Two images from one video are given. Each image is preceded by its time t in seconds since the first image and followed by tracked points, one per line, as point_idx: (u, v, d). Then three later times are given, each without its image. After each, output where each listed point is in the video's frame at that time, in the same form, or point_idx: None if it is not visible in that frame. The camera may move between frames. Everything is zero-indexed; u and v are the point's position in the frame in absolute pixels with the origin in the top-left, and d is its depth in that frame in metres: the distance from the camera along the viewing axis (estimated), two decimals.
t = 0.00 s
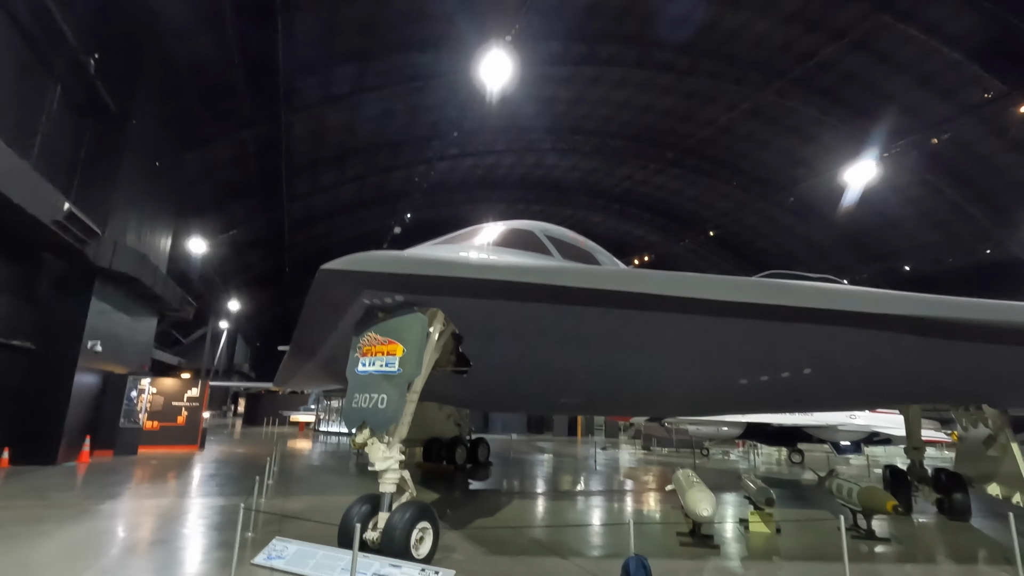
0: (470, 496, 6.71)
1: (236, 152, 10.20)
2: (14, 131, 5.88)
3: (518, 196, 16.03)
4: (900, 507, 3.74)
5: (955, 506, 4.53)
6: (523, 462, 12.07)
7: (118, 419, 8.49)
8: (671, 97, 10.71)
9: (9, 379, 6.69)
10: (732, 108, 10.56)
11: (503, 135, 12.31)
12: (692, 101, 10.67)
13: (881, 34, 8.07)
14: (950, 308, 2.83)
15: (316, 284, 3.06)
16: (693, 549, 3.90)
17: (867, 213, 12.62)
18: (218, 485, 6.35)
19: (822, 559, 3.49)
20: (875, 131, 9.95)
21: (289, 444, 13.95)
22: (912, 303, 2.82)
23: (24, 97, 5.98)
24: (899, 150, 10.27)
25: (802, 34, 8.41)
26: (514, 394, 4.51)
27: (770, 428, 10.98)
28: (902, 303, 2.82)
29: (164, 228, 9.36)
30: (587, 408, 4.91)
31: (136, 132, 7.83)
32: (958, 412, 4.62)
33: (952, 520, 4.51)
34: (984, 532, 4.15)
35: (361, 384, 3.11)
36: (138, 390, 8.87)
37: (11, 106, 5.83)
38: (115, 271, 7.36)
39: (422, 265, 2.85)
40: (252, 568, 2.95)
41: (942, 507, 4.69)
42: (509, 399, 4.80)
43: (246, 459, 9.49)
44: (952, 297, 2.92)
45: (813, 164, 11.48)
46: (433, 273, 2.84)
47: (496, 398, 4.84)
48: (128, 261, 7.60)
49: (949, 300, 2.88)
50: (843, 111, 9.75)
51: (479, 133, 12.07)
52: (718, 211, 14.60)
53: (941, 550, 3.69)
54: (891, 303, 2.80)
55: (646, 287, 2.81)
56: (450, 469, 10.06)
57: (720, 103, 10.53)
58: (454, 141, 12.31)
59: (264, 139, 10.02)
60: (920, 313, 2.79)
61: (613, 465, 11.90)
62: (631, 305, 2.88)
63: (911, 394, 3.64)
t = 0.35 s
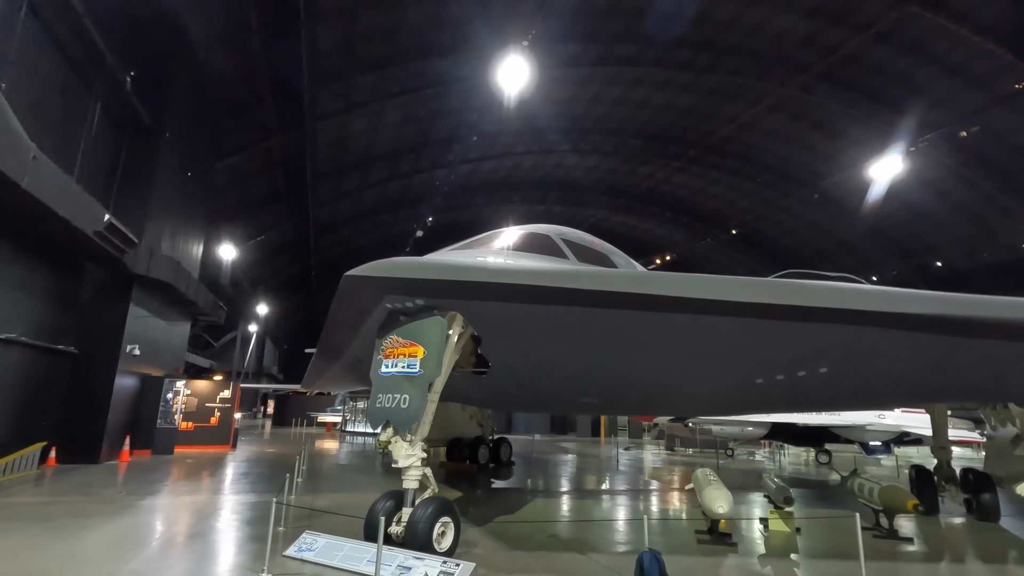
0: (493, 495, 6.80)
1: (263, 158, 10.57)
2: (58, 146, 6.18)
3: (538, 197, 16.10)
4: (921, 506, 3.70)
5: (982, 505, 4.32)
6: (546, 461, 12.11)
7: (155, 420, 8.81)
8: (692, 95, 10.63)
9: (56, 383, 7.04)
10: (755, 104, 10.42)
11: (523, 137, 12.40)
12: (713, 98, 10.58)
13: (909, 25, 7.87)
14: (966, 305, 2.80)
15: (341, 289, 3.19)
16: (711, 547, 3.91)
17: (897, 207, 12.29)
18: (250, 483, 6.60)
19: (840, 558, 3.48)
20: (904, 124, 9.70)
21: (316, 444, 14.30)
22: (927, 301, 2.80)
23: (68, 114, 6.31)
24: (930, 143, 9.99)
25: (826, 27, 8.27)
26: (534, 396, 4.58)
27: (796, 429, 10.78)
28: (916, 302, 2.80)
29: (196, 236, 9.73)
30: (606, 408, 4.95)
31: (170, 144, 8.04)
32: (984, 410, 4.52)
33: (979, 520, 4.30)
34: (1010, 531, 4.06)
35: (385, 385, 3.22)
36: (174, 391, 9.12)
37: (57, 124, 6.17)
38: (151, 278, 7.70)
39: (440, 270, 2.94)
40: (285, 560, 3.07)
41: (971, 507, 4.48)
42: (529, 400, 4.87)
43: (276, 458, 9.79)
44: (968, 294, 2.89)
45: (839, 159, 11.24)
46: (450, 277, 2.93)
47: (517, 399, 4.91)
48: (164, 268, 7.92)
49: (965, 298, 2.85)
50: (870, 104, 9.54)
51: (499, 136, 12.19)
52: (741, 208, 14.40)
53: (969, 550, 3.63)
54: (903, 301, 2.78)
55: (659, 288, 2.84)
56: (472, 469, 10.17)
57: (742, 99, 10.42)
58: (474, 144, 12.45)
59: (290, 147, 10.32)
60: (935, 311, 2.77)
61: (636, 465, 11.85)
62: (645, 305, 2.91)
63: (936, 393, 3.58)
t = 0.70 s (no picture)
0: (504, 493, 6.87)
1: (277, 163, 10.78)
2: (82, 156, 6.38)
3: (549, 197, 16.15)
4: (923, 504, 3.73)
5: (991, 504, 4.29)
6: (558, 461, 12.15)
7: (176, 419, 9.06)
8: (702, 94, 10.61)
9: (82, 383, 7.26)
10: (767, 102, 10.37)
11: (534, 137, 12.46)
12: (724, 96, 10.55)
13: (923, 21, 7.79)
14: (965, 307, 2.83)
15: (355, 294, 3.30)
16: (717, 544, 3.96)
17: (913, 204, 12.12)
18: (268, 481, 6.77)
19: (843, 555, 3.52)
20: (918, 120, 9.59)
21: (330, 444, 14.52)
22: (926, 302, 2.83)
23: (91, 125, 6.52)
24: (945, 140, 9.86)
25: (837, 23, 8.22)
26: (544, 396, 4.66)
27: (809, 428, 10.69)
28: (915, 303, 2.83)
29: (214, 239, 9.95)
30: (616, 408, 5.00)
31: (189, 152, 8.27)
32: (993, 410, 4.50)
33: (988, 518, 4.28)
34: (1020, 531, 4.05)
35: (398, 386, 3.32)
36: (193, 391, 9.37)
37: (82, 134, 6.38)
38: (171, 282, 7.91)
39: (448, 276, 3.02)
40: (302, 553, 3.18)
41: (979, 507, 4.46)
42: (539, 400, 4.94)
43: (292, 457, 9.98)
44: (968, 296, 2.91)
45: (853, 156, 11.14)
46: (458, 282, 3.02)
47: (527, 399, 4.99)
48: (183, 272, 8.14)
49: (965, 299, 2.88)
50: (884, 100, 9.44)
51: (510, 137, 12.27)
52: (754, 206, 14.30)
53: (977, 548, 3.64)
54: (902, 303, 2.81)
55: (661, 292, 2.90)
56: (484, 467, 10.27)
57: (753, 98, 10.37)
58: (484, 146, 12.54)
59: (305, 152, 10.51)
60: (933, 313, 2.80)
61: (649, 465, 11.83)
62: (648, 308, 2.97)
63: (942, 393, 3.59)
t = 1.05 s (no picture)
0: (512, 488, 6.98)
1: (285, 166, 10.93)
2: (98, 164, 6.56)
3: (555, 195, 16.21)
4: (919, 495, 3.80)
5: (990, 495, 4.35)
6: (566, 457, 12.23)
7: (190, 419, 9.26)
8: (706, 90, 10.63)
9: (100, 385, 7.46)
10: (771, 98, 10.37)
11: (537, 136, 12.54)
12: (728, 92, 10.56)
13: (927, 14, 7.76)
14: (956, 302, 2.88)
15: (363, 297, 3.41)
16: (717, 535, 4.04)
17: (919, 197, 12.07)
18: (280, 478, 6.93)
19: (840, 544, 3.60)
20: (924, 114, 9.56)
21: (340, 442, 14.72)
22: (918, 298, 2.88)
23: (106, 133, 6.69)
24: (950, 132, 9.83)
25: (841, 18, 8.22)
26: (549, 394, 4.76)
27: (815, 423, 10.71)
28: (907, 299, 2.89)
29: (224, 242, 10.13)
30: (619, 405, 5.09)
31: (199, 158, 8.48)
32: (992, 403, 4.55)
33: (987, 509, 4.34)
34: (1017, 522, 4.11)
35: (405, 384, 3.42)
36: (206, 391, 9.58)
37: (98, 143, 6.55)
38: (184, 285, 8.08)
39: (452, 278, 3.12)
40: (316, 544, 3.31)
41: (979, 498, 4.52)
42: (544, 398, 5.04)
43: (303, 455, 10.15)
44: (960, 291, 2.96)
45: (858, 150, 11.11)
46: (461, 284, 3.11)
47: (532, 397, 5.09)
48: (195, 275, 8.30)
49: (957, 295, 2.93)
50: (888, 94, 9.43)
51: (514, 136, 12.34)
52: (759, 202, 14.29)
53: (974, 537, 3.70)
54: (894, 300, 2.87)
55: (658, 291, 2.98)
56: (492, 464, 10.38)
57: (757, 94, 10.38)
58: (489, 145, 12.64)
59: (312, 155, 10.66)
60: (925, 308, 2.86)
61: (655, 461, 11.90)
62: (645, 307, 3.05)
63: (940, 387, 3.65)
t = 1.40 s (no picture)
0: (517, 484, 7.09)
1: (293, 166, 11.08)
2: (114, 169, 6.73)
3: (560, 193, 16.28)
4: (911, 490, 3.88)
5: (986, 491, 4.42)
6: (571, 454, 12.33)
7: (202, 416, 9.46)
8: (711, 88, 10.65)
9: (116, 384, 7.65)
10: (776, 95, 10.38)
11: (542, 135, 12.60)
12: (733, 89, 10.58)
13: (932, 10, 7.76)
14: (944, 303, 2.96)
15: (371, 299, 3.52)
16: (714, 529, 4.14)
17: (926, 193, 12.03)
18: (290, 474, 7.08)
19: (833, 538, 3.69)
20: (929, 110, 9.54)
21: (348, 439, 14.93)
22: (907, 300, 2.96)
23: (120, 138, 6.85)
24: (956, 129, 9.81)
25: (846, 15, 8.22)
26: (551, 392, 4.86)
27: (819, 420, 10.75)
28: (897, 301, 2.97)
29: (234, 243, 10.30)
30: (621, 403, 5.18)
31: (210, 161, 8.64)
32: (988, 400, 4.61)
33: (982, 505, 4.41)
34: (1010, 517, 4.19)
35: (412, 383, 3.53)
36: (218, 390, 9.79)
37: (113, 148, 6.71)
38: (196, 286, 8.25)
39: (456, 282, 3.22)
40: (327, 537, 3.44)
41: (975, 494, 4.58)
42: (547, 396, 5.15)
43: (312, 452, 10.33)
44: (948, 292, 3.04)
45: (864, 146, 11.10)
46: (465, 287, 3.21)
47: (535, 395, 5.19)
48: (207, 277, 8.47)
49: (946, 296, 3.01)
50: (893, 90, 9.42)
51: (519, 135, 12.42)
52: (764, 199, 14.28)
53: (966, 531, 3.78)
54: (884, 301, 2.95)
55: (654, 294, 3.07)
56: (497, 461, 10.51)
57: (762, 91, 10.39)
58: (494, 145, 12.72)
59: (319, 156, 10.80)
60: (914, 309, 2.94)
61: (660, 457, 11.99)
62: (643, 309, 3.14)
63: (936, 384, 3.72)
